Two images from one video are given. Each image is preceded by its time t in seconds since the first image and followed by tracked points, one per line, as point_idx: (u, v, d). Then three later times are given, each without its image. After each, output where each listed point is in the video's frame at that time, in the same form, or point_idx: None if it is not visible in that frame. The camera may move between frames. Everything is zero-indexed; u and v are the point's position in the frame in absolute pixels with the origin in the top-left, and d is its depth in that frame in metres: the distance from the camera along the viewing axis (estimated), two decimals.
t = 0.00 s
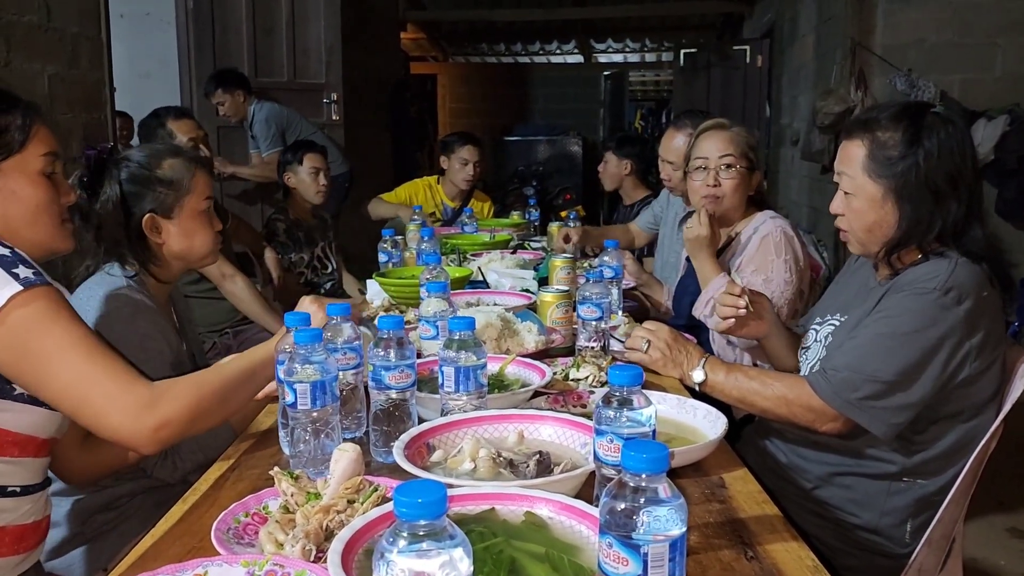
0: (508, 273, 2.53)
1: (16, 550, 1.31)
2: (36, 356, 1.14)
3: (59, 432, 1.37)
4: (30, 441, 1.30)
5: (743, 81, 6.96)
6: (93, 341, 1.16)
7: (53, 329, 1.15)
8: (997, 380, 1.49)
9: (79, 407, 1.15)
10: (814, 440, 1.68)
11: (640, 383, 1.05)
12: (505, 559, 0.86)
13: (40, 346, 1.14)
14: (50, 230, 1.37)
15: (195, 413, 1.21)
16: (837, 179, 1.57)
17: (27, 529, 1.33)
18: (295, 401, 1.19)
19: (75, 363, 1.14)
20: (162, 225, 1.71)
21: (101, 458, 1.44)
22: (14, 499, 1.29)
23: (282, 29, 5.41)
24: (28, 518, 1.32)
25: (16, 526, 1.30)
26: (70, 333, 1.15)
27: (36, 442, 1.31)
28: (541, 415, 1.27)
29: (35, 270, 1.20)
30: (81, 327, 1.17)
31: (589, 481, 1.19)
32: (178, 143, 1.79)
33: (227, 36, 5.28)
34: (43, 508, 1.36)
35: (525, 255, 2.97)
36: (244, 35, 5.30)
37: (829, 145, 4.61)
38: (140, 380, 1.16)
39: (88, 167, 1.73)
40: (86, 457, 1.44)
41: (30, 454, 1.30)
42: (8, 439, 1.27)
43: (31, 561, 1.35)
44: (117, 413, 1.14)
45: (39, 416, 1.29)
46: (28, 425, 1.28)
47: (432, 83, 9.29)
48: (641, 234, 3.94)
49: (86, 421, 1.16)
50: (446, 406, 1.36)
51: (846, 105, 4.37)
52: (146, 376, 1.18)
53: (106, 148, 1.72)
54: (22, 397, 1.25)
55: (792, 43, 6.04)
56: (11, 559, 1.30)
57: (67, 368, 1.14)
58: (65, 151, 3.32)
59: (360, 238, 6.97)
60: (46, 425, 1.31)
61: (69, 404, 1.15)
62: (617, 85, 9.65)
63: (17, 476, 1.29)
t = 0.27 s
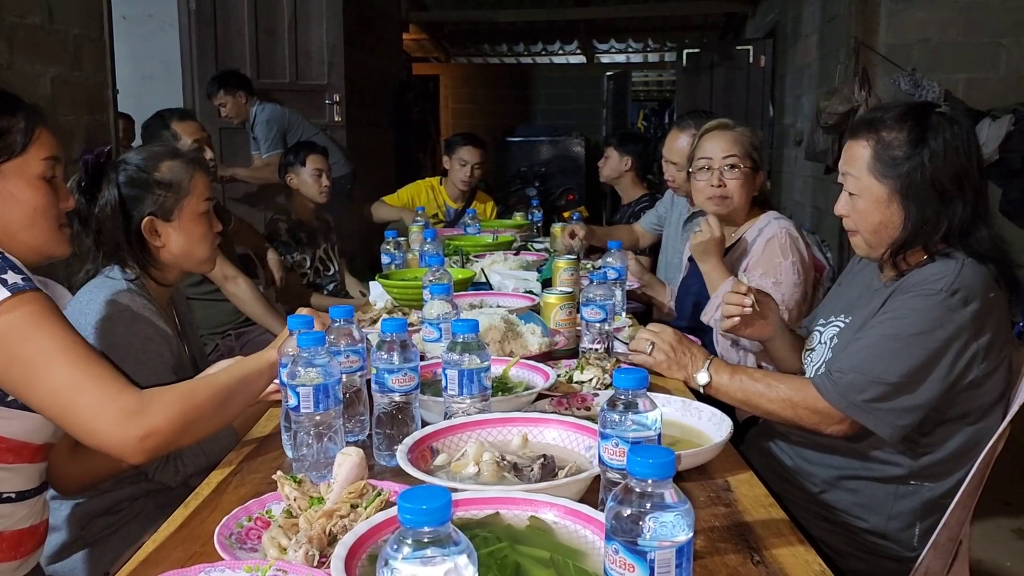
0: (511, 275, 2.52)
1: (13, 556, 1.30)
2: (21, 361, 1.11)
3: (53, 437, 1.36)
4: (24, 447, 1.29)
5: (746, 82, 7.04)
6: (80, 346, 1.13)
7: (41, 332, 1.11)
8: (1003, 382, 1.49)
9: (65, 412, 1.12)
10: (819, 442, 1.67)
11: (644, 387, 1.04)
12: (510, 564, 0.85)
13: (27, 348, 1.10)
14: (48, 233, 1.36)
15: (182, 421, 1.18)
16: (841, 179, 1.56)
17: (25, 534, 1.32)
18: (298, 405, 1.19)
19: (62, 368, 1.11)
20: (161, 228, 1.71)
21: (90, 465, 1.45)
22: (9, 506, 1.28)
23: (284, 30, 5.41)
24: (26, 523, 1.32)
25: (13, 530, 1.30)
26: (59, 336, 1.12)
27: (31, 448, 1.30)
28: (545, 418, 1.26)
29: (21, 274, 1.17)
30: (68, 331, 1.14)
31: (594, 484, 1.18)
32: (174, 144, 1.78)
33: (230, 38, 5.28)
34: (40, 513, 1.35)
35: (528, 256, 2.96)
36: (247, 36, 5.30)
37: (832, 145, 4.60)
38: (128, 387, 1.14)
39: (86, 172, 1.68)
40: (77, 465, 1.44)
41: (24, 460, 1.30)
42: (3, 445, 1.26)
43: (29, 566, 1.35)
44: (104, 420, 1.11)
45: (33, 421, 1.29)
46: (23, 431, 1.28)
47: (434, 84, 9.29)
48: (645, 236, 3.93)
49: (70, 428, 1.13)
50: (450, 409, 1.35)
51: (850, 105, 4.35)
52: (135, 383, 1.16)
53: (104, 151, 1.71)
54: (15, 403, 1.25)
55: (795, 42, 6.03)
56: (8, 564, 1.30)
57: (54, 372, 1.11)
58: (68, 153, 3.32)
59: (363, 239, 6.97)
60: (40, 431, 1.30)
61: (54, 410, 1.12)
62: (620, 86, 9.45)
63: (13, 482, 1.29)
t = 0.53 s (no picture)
0: (513, 276, 2.52)
1: (9, 561, 1.29)
2: (14, 368, 1.11)
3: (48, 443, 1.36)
4: (19, 453, 1.29)
5: (749, 82, 7.05)
6: (72, 351, 1.13)
7: (31, 339, 1.11)
8: (1009, 385, 1.48)
9: (60, 418, 1.12)
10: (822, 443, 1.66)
11: (649, 390, 1.04)
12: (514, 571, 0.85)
13: (18, 356, 1.10)
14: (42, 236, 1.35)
15: (178, 423, 1.17)
16: (852, 180, 1.55)
17: (21, 540, 1.31)
18: (299, 408, 1.19)
19: (53, 374, 1.11)
20: (160, 230, 1.70)
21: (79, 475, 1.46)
22: (5, 511, 1.28)
23: (287, 31, 5.41)
24: (22, 528, 1.31)
25: (8, 536, 1.29)
26: (49, 343, 1.12)
27: (25, 453, 1.30)
28: (548, 421, 1.26)
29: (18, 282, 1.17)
30: (60, 336, 1.14)
31: (597, 488, 1.17)
32: (173, 146, 1.78)
33: (232, 39, 5.28)
34: (36, 518, 1.35)
35: (531, 257, 2.96)
36: (249, 37, 5.31)
37: (836, 144, 4.59)
38: (119, 390, 1.13)
39: (83, 175, 1.67)
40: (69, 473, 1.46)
41: (19, 466, 1.30)
42: None
43: (26, 571, 1.34)
44: (98, 426, 1.11)
45: (28, 427, 1.28)
46: (18, 437, 1.27)
47: (437, 84, 9.30)
48: (650, 237, 3.91)
49: (66, 433, 1.13)
50: (452, 413, 1.35)
51: (854, 104, 4.34)
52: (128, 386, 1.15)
53: (101, 155, 1.71)
54: (9, 409, 1.24)
55: (798, 42, 6.02)
56: (4, 570, 1.29)
57: (46, 379, 1.10)
58: (71, 155, 3.32)
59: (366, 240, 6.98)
60: (35, 436, 1.30)
61: (49, 416, 1.12)
62: (623, 86, 9.51)
63: (8, 488, 1.28)
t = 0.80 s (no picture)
0: (514, 277, 2.51)
1: (5, 565, 1.29)
2: (14, 365, 1.11)
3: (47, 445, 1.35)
4: (16, 454, 1.28)
5: (750, 81, 7.05)
6: (72, 345, 1.13)
7: (28, 337, 1.11)
8: (1011, 387, 1.47)
9: (64, 413, 1.12)
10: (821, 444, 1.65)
11: (649, 393, 1.03)
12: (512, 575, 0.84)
13: (16, 354, 1.10)
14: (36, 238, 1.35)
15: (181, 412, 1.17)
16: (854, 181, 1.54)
17: (18, 542, 1.31)
18: (299, 412, 1.18)
19: (53, 369, 1.10)
20: (158, 232, 1.70)
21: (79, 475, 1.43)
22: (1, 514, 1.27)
23: (288, 32, 5.40)
24: (20, 531, 1.31)
25: (5, 539, 1.28)
26: (47, 338, 1.12)
27: (22, 455, 1.30)
28: (548, 424, 1.25)
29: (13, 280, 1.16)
30: (59, 331, 1.14)
31: (597, 491, 1.17)
32: (171, 148, 1.78)
33: (233, 41, 5.29)
34: (35, 521, 1.34)
35: (532, 258, 2.95)
36: (251, 39, 5.31)
37: (838, 144, 4.59)
38: (120, 382, 1.13)
39: (83, 178, 1.72)
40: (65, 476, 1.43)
41: (17, 468, 1.29)
42: None
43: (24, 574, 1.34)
44: (102, 418, 1.11)
45: (24, 430, 1.28)
46: (14, 439, 1.27)
47: (438, 85, 9.30)
48: (653, 240, 3.91)
49: (71, 427, 1.12)
50: (452, 415, 1.34)
51: (855, 104, 4.33)
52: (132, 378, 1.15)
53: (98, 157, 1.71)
54: (5, 411, 1.23)
55: (800, 42, 6.01)
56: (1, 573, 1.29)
57: (46, 375, 1.10)
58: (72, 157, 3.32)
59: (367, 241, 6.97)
60: (32, 438, 1.30)
61: (53, 411, 1.12)
62: (624, 86, 9.47)
63: (6, 490, 1.28)
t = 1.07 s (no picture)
0: (512, 277, 2.51)
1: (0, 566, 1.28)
2: None
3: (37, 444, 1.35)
4: (7, 454, 1.28)
5: (750, 81, 7.05)
6: (47, 350, 1.13)
7: (7, 337, 1.11)
8: (1008, 386, 1.47)
9: (28, 419, 1.11)
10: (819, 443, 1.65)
11: (645, 393, 1.03)
12: None
13: None
14: (30, 239, 1.35)
15: (145, 430, 1.15)
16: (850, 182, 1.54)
17: (13, 543, 1.30)
18: (294, 412, 1.17)
19: (25, 372, 1.10)
20: (152, 232, 1.69)
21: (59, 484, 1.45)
22: None
23: (287, 33, 5.40)
24: (14, 531, 1.30)
25: None
26: (23, 341, 1.12)
27: (14, 455, 1.30)
28: (544, 425, 1.24)
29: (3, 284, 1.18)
30: (37, 335, 1.14)
31: (593, 492, 1.16)
32: (165, 148, 1.77)
33: (233, 41, 5.29)
34: (29, 521, 1.34)
35: (530, 258, 2.95)
36: (250, 39, 5.31)
37: (838, 143, 4.59)
38: (89, 392, 1.12)
39: (77, 178, 1.68)
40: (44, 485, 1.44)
41: (9, 467, 1.30)
42: None
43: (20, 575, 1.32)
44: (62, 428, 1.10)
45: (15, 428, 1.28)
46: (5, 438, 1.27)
47: (438, 85, 9.30)
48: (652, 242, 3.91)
49: (33, 433, 1.12)
50: (448, 416, 1.34)
51: (855, 103, 4.33)
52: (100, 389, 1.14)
53: (94, 157, 1.70)
54: None
55: (799, 41, 6.00)
56: None
57: (17, 378, 1.10)
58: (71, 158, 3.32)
59: (367, 241, 6.98)
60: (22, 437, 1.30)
61: (17, 415, 1.11)
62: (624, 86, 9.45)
63: None
